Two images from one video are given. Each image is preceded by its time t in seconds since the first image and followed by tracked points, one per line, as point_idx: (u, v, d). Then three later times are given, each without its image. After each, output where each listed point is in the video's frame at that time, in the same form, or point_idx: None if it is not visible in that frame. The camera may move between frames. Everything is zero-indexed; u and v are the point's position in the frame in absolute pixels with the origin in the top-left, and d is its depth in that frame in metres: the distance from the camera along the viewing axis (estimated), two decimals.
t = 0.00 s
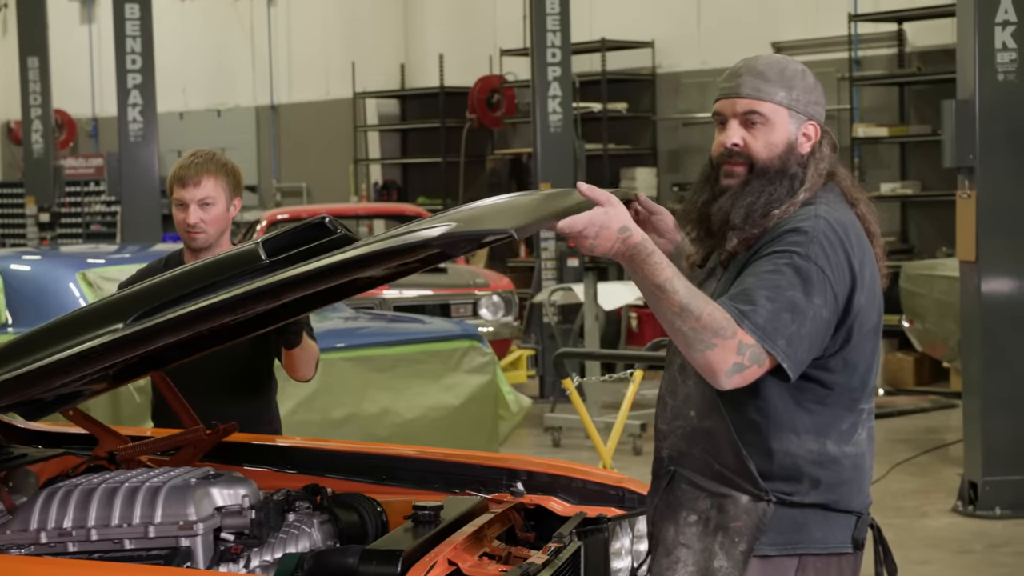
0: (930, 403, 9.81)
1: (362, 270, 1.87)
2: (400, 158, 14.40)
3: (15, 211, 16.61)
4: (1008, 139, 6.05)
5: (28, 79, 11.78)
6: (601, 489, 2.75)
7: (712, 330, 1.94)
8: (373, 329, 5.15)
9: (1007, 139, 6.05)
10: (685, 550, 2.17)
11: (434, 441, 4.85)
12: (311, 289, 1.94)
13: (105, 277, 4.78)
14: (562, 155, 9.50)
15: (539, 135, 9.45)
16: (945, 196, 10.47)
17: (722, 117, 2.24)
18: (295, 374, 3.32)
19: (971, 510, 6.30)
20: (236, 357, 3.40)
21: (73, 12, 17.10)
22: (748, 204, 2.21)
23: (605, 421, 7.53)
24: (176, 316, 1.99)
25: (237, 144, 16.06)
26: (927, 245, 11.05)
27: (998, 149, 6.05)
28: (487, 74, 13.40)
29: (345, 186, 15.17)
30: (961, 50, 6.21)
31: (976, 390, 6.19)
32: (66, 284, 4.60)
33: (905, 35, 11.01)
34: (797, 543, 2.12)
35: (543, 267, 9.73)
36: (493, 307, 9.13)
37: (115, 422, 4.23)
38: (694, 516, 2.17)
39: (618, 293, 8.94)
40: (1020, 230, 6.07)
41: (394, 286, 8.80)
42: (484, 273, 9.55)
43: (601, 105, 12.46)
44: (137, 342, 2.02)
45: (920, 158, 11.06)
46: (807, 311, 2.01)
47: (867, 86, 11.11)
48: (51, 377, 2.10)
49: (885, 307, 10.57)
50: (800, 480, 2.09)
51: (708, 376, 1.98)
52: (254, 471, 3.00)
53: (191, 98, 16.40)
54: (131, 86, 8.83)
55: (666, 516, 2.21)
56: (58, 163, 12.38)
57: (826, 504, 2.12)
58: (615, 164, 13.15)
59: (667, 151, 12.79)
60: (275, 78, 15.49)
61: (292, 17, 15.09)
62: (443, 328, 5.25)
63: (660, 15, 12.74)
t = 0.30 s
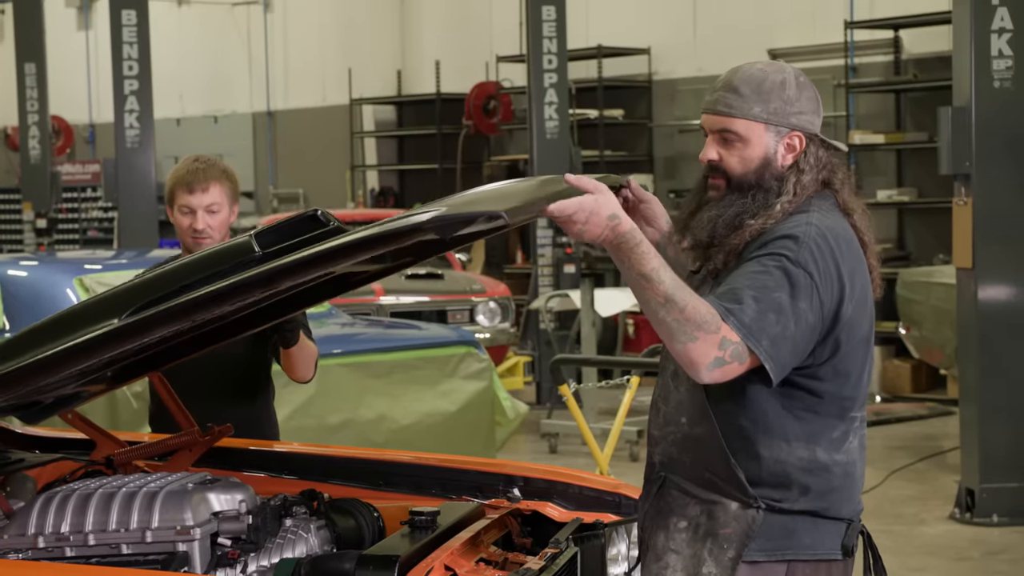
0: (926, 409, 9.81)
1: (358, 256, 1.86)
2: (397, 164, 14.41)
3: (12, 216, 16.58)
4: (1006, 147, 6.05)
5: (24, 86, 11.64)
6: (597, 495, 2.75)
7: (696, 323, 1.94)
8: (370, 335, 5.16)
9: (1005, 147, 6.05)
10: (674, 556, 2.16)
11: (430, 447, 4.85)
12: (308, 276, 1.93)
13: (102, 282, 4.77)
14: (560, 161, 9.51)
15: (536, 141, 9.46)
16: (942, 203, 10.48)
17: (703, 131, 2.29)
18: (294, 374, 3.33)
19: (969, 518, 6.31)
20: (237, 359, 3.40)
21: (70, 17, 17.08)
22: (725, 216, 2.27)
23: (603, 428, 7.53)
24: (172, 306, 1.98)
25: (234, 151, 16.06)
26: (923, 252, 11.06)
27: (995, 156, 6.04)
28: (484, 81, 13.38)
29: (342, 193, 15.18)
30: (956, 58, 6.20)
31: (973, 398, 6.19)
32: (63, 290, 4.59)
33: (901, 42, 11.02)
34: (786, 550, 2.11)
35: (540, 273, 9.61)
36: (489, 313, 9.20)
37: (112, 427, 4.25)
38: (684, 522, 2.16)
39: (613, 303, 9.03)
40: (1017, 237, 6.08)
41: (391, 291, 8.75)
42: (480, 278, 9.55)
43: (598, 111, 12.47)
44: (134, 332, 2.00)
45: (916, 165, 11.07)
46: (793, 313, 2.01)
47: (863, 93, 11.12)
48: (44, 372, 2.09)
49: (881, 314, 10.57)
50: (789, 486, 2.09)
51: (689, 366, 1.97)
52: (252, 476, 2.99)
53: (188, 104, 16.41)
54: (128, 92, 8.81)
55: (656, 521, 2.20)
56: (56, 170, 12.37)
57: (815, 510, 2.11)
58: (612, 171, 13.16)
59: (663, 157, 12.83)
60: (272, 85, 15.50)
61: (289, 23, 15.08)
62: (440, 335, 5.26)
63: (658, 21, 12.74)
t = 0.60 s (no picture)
0: (924, 412, 9.81)
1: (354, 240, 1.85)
2: (395, 167, 14.42)
3: (10, 218, 16.57)
4: (1005, 150, 6.06)
5: (22, 88, 11.63)
6: (595, 496, 2.74)
7: (681, 311, 1.94)
8: (368, 337, 5.16)
9: (1004, 149, 6.06)
10: (668, 557, 2.14)
11: (427, 449, 4.86)
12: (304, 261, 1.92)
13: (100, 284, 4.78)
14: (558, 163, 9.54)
15: (534, 143, 9.46)
16: (941, 206, 10.47)
17: (702, 131, 2.30)
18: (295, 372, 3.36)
19: (966, 520, 6.33)
20: (237, 357, 3.40)
21: (68, 19, 17.09)
22: (721, 217, 2.27)
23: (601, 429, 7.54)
24: (169, 291, 1.98)
25: (232, 153, 16.07)
26: (922, 255, 11.05)
27: (994, 159, 6.04)
28: (482, 84, 13.34)
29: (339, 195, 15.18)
30: (954, 61, 6.21)
31: (971, 400, 6.18)
32: (61, 291, 4.59)
33: (900, 45, 11.02)
34: (780, 551, 2.11)
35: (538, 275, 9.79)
36: (488, 316, 9.23)
37: (110, 428, 4.25)
38: (678, 523, 2.14)
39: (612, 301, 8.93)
40: (1014, 239, 6.09)
41: (389, 293, 8.75)
42: (478, 280, 9.55)
43: (595, 114, 12.46)
44: (132, 319, 2.00)
45: (914, 168, 11.07)
46: (780, 309, 2.00)
47: (862, 96, 11.12)
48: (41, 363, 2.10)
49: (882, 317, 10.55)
50: (783, 487, 2.09)
51: (671, 355, 1.97)
52: (250, 478, 2.99)
53: (187, 106, 16.50)
54: (126, 94, 8.80)
55: (650, 521, 2.19)
56: (53, 172, 12.39)
57: (809, 512, 2.11)
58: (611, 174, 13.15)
59: (661, 160, 12.78)
60: (270, 87, 15.49)
61: (287, 25, 15.03)
62: (438, 337, 5.26)
63: (656, 24, 12.74)
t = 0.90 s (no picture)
0: (925, 411, 9.81)
1: (344, 224, 1.85)
2: (397, 170, 14.45)
3: (12, 223, 16.65)
4: (1004, 147, 6.05)
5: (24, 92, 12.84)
6: (597, 497, 2.75)
7: (670, 294, 1.96)
8: (368, 339, 5.18)
9: (1003, 147, 6.05)
10: (665, 554, 2.15)
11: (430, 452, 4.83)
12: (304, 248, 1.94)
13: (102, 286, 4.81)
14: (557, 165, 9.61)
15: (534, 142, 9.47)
16: (940, 205, 10.47)
17: (701, 129, 2.31)
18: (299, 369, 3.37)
19: (966, 518, 6.31)
20: (240, 357, 3.41)
21: (68, 24, 17.19)
22: (718, 215, 2.28)
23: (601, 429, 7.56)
24: (168, 278, 1.99)
25: (232, 156, 16.12)
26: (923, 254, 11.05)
27: (994, 157, 6.03)
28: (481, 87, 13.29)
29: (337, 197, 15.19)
30: (954, 60, 6.20)
31: (971, 399, 6.18)
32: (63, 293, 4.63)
33: (899, 44, 11.02)
34: (776, 549, 2.11)
35: (538, 276, 9.87)
36: (488, 318, 9.23)
37: (114, 431, 4.27)
38: (676, 520, 2.15)
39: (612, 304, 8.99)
40: (1014, 239, 6.08)
41: (391, 295, 8.78)
42: (479, 282, 9.55)
43: (595, 115, 12.41)
44: (134, 309, 2.00)
45: (913, 167, 11.05)
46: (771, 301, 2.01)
47: (862, 96, 11.10)
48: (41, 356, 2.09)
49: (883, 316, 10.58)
50: (778, 484, 2.09)
51: (658, 339, 1.98)
52: (253, 480, 3.00)
53: (187, 111, 16.62)
54: (126, 99, 8.81)
55: (648, 519, 2.19)
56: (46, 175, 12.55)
57: (805, 510, 2.10)
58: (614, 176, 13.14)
59: (661, 161, 12.79)
60: (269, 91, 15.52)
61: (287, 29, 15.08)
62: (438, 339, 5.26)
63: (654, 24, 12.74)
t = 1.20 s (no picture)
0: (907, 386, 10.14)
1: (368, 196, 2.03)
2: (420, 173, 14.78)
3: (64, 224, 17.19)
4: (975, 149, 6.41)
5: (86, 102, 14.41)
6: (607, 465, 3.02)
7: (659, 261, 2.15)
8: (399, 323, 5.48)
9: (973, 148, 6.41)
10: (663, 513, 2.39)
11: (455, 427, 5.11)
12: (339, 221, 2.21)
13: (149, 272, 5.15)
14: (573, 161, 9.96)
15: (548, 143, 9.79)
16: (920, 199, 10.86)
17: (704, 128, 2.50)
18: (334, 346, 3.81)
19: (943, 483, 6.63)
20: (285, 335, 3.84)
21: (126, 39, 17.60)
22: (716, 207, 2.46)
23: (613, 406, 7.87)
24: (210, 256, 2.16)
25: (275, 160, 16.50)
26: (901, 242, 11.40)
27: (965, 151, 6.40)
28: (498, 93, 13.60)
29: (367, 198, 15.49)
30: (929, 68, 6.59)
31: (947, 374, 6.53)
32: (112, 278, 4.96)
33: (879, 53, 11.41)
34: (763, 510, 2.35)
35: (551, 265, 10.19)
36: (507, 304, 9.47)
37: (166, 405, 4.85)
38: (673, 483, 2.39)
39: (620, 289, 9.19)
40: (987, 224, 6.45)
41: (418, 284, 9.08)
42: (499, 272, 9.81)
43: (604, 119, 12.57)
44: (183, 281, 2.19)
45: (896, 163, 11.40)
46: (755, 277, 2.22)
47: (845, 99, 11.47)
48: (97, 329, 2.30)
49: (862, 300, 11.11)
50: (765, 450, 2.32)
51: (647, 300, 2.17)
52: (295, 451, 3.29)
53: (233, 116, 17.02)
54: (179, 107, 9.03)
55: (649, 481, 2.44)
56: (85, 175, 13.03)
57: (790, 474, 2.34)
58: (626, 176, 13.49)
59: (664, 160, 13.08)
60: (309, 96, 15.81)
61: (323, 44, 15.42)
62: (461, 323, 5.53)
63: (654, 33, 13.10)
